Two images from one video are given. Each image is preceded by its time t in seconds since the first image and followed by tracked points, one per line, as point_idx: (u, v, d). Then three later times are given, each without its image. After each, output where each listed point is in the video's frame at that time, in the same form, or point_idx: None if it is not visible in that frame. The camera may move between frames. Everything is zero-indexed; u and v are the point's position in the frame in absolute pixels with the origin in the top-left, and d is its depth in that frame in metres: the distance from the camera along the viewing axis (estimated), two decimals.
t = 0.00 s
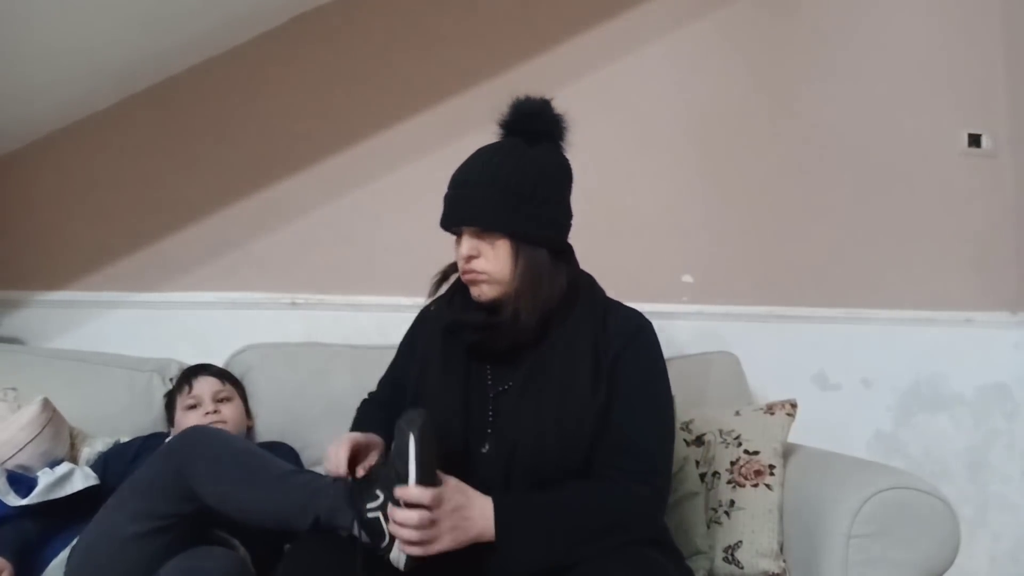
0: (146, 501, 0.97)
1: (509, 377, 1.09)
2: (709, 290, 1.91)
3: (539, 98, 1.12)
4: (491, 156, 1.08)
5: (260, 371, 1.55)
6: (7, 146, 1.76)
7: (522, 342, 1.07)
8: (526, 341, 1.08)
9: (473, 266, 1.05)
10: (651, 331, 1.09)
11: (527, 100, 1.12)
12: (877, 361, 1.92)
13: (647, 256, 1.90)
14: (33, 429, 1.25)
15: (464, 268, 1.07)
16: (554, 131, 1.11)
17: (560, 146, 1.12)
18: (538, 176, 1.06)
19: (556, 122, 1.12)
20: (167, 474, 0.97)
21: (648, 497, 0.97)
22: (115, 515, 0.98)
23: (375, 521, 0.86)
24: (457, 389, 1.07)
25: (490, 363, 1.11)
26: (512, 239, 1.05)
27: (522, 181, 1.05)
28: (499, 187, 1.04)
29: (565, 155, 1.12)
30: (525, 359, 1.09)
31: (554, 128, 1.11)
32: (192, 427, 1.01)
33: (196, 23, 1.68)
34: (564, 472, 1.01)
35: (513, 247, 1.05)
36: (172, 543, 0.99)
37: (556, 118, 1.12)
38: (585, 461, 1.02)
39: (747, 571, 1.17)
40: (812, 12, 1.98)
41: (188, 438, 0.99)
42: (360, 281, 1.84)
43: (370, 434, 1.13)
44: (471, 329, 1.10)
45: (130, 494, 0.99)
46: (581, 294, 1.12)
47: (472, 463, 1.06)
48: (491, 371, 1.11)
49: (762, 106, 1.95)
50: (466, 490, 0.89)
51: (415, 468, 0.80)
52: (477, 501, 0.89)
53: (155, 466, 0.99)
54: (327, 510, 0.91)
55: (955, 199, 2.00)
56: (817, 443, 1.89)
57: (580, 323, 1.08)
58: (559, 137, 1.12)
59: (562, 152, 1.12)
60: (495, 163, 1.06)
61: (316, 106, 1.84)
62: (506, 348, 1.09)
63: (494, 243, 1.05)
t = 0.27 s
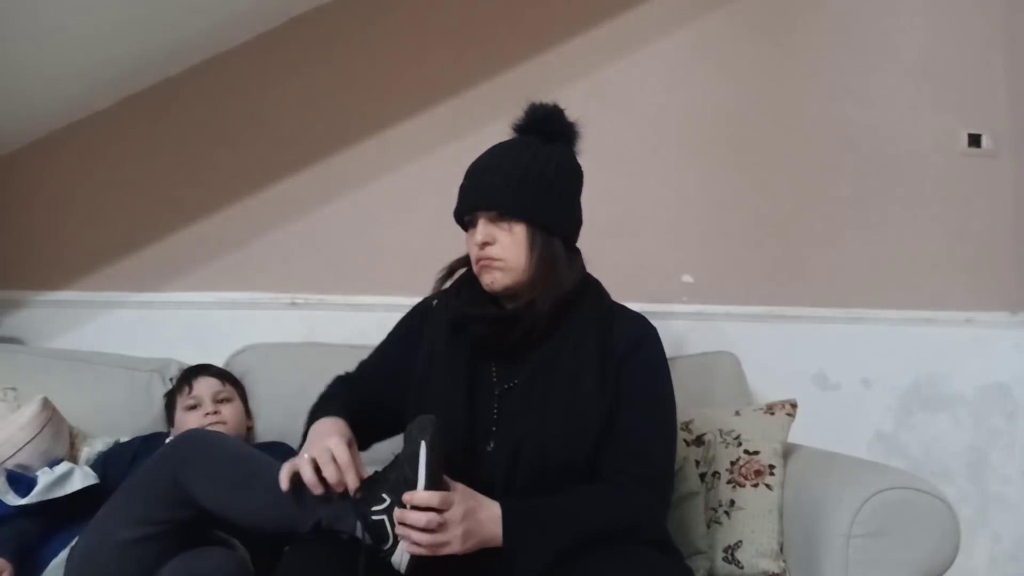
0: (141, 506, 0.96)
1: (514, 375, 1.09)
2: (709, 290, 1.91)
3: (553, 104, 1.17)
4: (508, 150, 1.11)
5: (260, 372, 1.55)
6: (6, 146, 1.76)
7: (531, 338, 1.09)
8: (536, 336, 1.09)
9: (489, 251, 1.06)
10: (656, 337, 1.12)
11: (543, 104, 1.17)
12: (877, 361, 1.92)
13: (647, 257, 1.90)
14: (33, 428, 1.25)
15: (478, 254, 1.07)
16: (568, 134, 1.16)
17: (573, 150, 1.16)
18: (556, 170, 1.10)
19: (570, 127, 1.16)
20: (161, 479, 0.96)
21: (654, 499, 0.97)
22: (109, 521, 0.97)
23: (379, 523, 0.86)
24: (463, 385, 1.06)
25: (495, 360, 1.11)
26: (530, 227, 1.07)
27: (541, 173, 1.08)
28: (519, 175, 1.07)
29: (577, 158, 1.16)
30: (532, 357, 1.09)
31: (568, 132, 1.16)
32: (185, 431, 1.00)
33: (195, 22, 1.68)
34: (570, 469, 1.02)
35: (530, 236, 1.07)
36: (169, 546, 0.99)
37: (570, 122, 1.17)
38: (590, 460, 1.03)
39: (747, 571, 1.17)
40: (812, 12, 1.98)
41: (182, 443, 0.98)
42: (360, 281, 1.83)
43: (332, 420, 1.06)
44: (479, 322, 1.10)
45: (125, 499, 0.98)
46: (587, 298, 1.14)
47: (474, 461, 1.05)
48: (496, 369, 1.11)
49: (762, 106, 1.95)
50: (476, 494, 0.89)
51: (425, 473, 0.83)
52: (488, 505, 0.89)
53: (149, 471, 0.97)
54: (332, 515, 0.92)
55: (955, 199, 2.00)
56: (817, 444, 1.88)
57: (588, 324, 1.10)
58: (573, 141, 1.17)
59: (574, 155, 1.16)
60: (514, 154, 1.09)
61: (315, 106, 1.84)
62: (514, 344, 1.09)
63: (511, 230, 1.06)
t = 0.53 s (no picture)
0: (143, 506, 0.96)
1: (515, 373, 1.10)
2: (709, 290, 1.91)
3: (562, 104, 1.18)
4: (515, 146, 1.11)
5: (260, 372, 1.54)
6: (7, 146, 1.76)
7: (533, 336, 1.09)
8: (538, 334, 1.09)
9: (493, 246, 1.06)
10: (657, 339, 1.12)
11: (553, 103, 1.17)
12: (877, 361, 1.92)
13: (647, 256, 1.90)
14: (33, 428, 1.25)
15: (482, 250, 1.07)
16: (576, 134, 1.16)
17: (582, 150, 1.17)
18: (564, 167, 1.10)
19: (578, 128, 1.17)
20: (163, 479, 0.97)
21: (655, 501, 0.97)
22: (110, 521, 0.97)
23: (381, 527, 0.85)
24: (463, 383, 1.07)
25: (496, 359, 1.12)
26: (536, 222, 1.07)
27: (549, 169, 1.08)
28: (526, 170, 1.07)
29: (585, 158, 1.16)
30: (532, 357, 1.10)
31: (577, 132, 1.16)
32: (188, 431, 1.00)
33: (196, 23, 1.68)
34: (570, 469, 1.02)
35: (536, 232, 1.07)
36: (169, 547, 0.98)
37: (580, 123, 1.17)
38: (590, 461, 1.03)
39: (747, 571, 1.17)
40: (812, 12, 1.99)
41: (186, 443, 0.98)
42: (360, 281, 1.83)
43: (328, 429, 1.04)
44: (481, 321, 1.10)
45: (127, 499, 0.98)
46: (589, 300, 1.14)
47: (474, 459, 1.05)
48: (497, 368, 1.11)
49: (762, 106, 1.95)
50: (476, 500, 0.89)
51: (427, 479, 0.81)
52: (486, 511, 0.89)
53: (150, 471, 0.98)
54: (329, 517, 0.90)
55: (955, 199, 2.01)
56: (817, 444, 1.88)
57: (589, 326, 1.10)
58: (581, 142, 1.17)
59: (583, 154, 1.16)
60: (522, 149, 1.10)
61: (316, 106, 1.84)
62: (516, 342, 1.09)
63: (517, 225, 1.06)
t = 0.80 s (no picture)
0: (142, 508, 0.97)
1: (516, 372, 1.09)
2: (709, 290, 1.91)
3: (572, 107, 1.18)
4: (524, 146, 1.11)
5: (261, 371, 1.54)
6: (6, 147, 1.76)
7: (534, 335, 1.09)
8: (539, 333, 1.09)
9: (497, 244, 1.06)
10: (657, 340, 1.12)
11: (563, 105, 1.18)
12: (877, 361, 1.92)
13: (647, 256, 1.90)
14: (33, 428, 1.25)
15: (486, 247, 1.07)
16: (585, 137, 1.16)
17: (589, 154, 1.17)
18: (571, 169, 1.10)
19: (587, 131, 1.17)
20: (161, 481, 0.97)
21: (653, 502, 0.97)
22: (110, 522, 0.97)
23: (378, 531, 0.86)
24: (464, 381, 1.07)
25: (496, 358, 1.11)
26: (541, 223, 1.07)
27: (557, 170, 1.09)
28: (534, 170, 1.07)
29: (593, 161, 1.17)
30: (533, 356, 1.10)
31: (586, 135, 1.16)
32: (186, 432, 1.00)
33: (195, 23, 1.68)
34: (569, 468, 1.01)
35: (541, 232, 1.07)
36: (169, 549, 0.98)
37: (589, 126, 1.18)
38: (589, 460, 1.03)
39: (747, 571, 1.17)
40: (811, 12, 1.99)
41: (183, 444, 0.98)
42: (360, 281, 1.83)
43: (330, 422, 1.04)
44: (482, 319, 1.10)
45: (126, 500, 0.98)
46: (589, 301, 1.14)
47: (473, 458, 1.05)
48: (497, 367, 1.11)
49: (762, 106, 1.95)
50: (478, 501, 0.89)
51: (425, 486, 0.81)
52: (488, 510, 0.89)
53: (149, 473, 0.98)
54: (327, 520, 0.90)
55: (954, 199, 2.01)
56: (817, 444, 1.88)
57: (590, 326, 1.10)
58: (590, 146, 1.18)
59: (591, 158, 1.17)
60: (531, 149, 1.10)
61: (316, 106, 1.84)
62: (518, 341, 1.09)
63: (522, 224, 1.06)
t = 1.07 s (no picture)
0: (140, 509, 0.97)
1: (524, 369, 1.11)
2: (709, 290, 1.91)
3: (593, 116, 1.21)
4: (547, 148, 1.14)
5: (261, 372, 1.55)
6: (6, 147, 1.76)
7: (543, 331, 1.10)
8: (548, 330, 1.10)
9: (521, 242, 1.08)
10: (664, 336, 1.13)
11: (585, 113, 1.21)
12: (877, 361, 1.92)
13: (647, 256, 1.90)
14: (33, 428, 1.25)
15: (508, 243, 1.08)
16: (604, 145, 1.19)
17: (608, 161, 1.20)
18: (593, 176, 1.13)
19: (605, 140, 1.20)
20: (159, 482, 0.97)
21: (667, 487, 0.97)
22: (109, 522, 0.98)
23: (369, 539, 0.85)
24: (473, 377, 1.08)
25: (505, 355, 1.12)
26: (564, 226, 1.10)
27: (580, 175, 1.12)
28: (560, 173, 1.10)
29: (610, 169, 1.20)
30: (542, 352, 1.11)
31: (607, 144, 1.19)
32: (184, 434, 1.00)
33: (195, 23, 1.68)
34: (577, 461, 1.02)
35: (563, 235, 1.10)
36: (167, 550, 0.99)
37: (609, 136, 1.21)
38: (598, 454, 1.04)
39: (747, 571, 1.17)
40: (811, 12, 1.99)
41: (181, 446, 0.98)
42: (360, 281, 1.83)
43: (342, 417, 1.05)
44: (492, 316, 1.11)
45: (125, 501, 0.98)
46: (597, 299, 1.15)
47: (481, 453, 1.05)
48: (506, 363, 1.12)
49: (762, 107, 1.95)
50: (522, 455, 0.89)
51: (409, 502, 0.82)
52: (534, 465, 0.90)
53: (147, 474, 0.98)
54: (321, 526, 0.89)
55: (954, 199, 2.00)
56: (817, 444, 1.88)
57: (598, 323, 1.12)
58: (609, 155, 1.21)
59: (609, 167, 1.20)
60: (556, 151, 1.12)
61: (316, 107, 1.84)
62: (527, 337, 1.10)
63: (547, 226, 1.09)
